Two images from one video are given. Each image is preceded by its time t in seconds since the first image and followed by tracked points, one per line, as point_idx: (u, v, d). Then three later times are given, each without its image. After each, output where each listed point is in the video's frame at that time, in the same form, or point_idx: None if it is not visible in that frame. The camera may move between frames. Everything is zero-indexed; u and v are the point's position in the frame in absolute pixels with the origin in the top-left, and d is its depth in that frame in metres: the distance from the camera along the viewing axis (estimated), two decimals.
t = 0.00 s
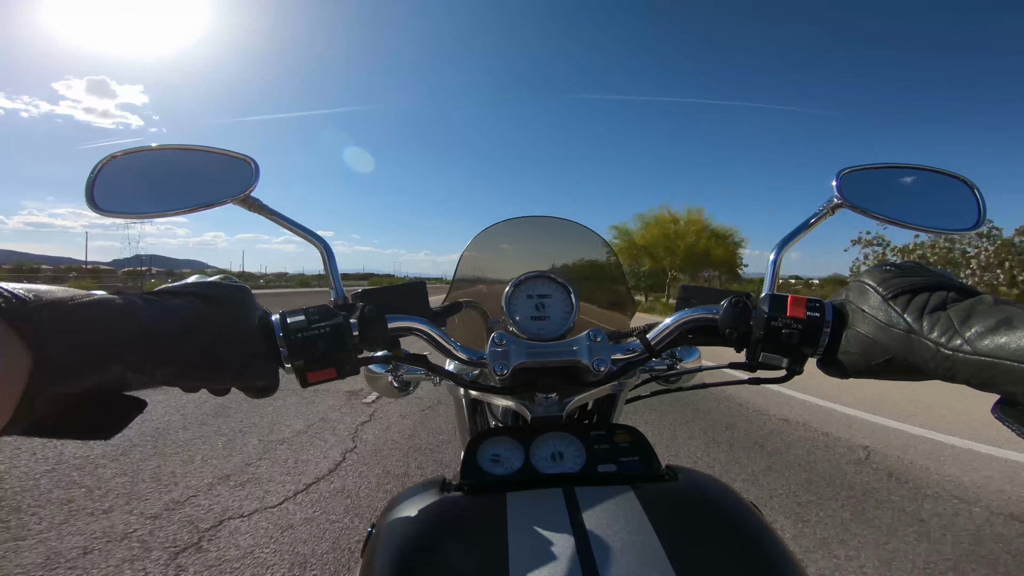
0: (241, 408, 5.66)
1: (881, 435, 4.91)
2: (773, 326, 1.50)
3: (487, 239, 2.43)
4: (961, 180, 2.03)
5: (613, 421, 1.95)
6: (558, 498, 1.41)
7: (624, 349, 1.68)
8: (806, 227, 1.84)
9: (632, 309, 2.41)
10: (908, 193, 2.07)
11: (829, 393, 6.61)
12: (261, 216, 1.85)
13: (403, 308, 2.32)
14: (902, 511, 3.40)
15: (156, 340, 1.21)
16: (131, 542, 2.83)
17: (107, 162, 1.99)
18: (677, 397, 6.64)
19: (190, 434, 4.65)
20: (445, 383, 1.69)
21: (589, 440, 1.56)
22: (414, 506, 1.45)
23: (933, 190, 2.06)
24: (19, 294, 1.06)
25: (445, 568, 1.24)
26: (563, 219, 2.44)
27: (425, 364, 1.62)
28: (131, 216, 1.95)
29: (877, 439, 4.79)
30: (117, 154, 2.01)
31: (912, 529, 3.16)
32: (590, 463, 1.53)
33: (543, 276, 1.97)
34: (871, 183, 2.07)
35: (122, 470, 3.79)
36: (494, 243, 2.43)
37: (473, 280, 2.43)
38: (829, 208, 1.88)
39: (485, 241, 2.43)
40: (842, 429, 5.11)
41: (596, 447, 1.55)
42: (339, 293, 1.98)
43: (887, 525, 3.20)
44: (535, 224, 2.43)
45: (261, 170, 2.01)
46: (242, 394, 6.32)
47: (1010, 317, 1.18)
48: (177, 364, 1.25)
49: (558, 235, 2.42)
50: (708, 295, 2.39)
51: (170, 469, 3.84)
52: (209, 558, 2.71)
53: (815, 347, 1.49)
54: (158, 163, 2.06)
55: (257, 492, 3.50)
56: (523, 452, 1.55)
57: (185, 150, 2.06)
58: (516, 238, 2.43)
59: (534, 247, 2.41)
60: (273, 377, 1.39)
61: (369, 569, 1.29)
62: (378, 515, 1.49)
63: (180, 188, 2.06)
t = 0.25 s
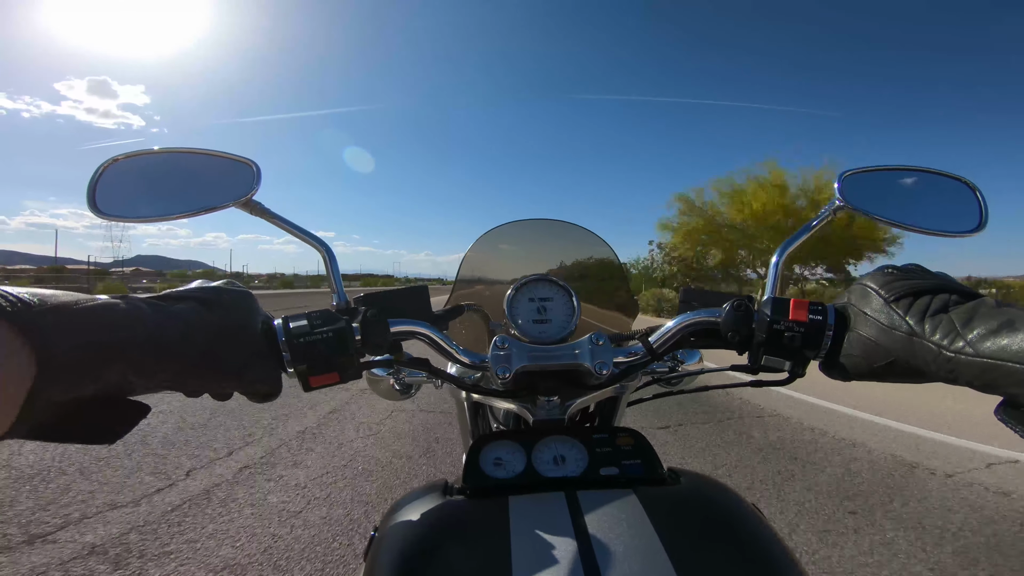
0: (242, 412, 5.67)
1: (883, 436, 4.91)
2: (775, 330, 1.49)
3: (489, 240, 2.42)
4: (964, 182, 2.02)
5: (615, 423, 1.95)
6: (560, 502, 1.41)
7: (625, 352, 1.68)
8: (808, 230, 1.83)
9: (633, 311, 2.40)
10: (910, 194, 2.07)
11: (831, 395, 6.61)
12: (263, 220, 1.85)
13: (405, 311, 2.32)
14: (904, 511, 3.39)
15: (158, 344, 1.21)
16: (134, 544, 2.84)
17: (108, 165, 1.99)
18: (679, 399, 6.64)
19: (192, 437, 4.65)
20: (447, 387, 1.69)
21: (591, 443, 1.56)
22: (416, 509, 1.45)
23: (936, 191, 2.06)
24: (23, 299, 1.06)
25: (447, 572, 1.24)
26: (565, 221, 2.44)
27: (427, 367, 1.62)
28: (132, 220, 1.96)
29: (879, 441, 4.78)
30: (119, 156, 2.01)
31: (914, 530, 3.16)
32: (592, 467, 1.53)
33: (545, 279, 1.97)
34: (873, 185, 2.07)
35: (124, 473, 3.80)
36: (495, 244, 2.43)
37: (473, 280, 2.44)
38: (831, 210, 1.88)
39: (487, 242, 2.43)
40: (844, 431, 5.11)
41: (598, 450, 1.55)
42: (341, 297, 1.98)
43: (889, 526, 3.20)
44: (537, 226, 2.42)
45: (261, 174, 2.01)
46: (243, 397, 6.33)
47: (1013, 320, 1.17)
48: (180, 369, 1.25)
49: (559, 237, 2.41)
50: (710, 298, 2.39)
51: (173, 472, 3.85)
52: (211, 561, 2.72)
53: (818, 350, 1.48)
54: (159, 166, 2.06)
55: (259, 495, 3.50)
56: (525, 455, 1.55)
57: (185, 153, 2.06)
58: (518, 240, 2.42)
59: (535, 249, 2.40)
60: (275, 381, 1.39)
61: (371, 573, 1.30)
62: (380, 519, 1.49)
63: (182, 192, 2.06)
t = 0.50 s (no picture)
0: (239, 414, 5.65)
1: (881, 438, 4.91)
2: (774, 331, 1.49)
3: (487, 241, 2.41)
4: (962, 182, 2.02)
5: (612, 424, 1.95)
6: (558, 504, 1.40)
7: (623, 353, 1.67)
8: (806, 231, 1.83)
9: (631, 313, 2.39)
10: (905, 195, 2.07)
11: (828, 397, 6.61)
12: (258, 220, 1.84)
13: (402, 313, 2.31)
14: (902, 513, 3.40)
15: (151, 346, 1.20)
16: (130, 547, 2.83)
17: (103, 165, 1.98)
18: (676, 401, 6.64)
19: (188, 440, 4.64)
20: (444, 388, 1.68)
21: (589, 445, 1.55)
22: (412, 511, 1.44)
23: (934, 191, 2.06)
24: (14, 300, 1.05)
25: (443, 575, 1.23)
26: (563, 223, 2.43)
27: (424, 369, 1.61)
28: (126, 220, 1.95)
29: (876, 442, 4.79)
30: (114, 156, 2.00)
31: (911, 531, 3.16)
32: (590, 469, 1.52)
33: (542, 280, 1.96)
34: (869, 186, 2.07)
35: (120, 475, 3.79)
36: (493, 245, 2.42)
37: (473, 283, 2.42)
38: (828, 211, 1.88)
39: (485, 243, 2.42)
40: (842, 432, 5.11)
41: (596, 452, 1.54)
42: (337, 298, 1.97)
43: (886, 527, 3.20)
44: (535, 227, 2.42)
45: (257, 174, 2.00)
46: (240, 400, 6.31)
47: (1011, 322, 1.17)
48: (174, 370, 1.24)
49: (557, 238, 2.41)
50: (708, 300, 2.38)
51: (169, 475, 3.84)
52: (207, 563, 2.71)
53: (815, 352, 1.48)
54: (155, 166, 2.05)
55: (256, 498, 3.49)
56: (522, 457, 1.54)
57: (181, 153, 2.05)
58: (516, 240, 2.42)
59: (534, 250, 2.39)
60: (270, 383, 1.38)
61: None
62: (376, 521, 1.48)
63: (177, 192, 2.05)
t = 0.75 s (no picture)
0: (237, 414, 5.65)
1: (879, 440, 4.91)
2: (771, 334, 1.49)
3: (487, 242, 2.42)
4: (960, 186, 2.03)
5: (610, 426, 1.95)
6: (555, 506, 1.40)
7: (621, 355, 1.68)
8: (804, 234, 1.83)
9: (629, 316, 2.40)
10: (903, 199, 2.07)
11: (827, 399, 6.62)
12: (258, 220, 1.84)
13: (401, 314, 2.31)
14: (899, 515, 3.40)
15: (150, 346, 1.20)
16: (128, 546, 2.83)
17: (103, 165, 1.98)
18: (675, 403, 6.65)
19: (186, 439, 4.63)
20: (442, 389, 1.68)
21: (586, 447, 1.56)
22: (409, 512, 1.44)
23: (932, 195, 2.06)
24: (14, 299, 1.05)
25: None
26: (563, 225, 2.44)
27: (422, 370, 1.61)
28: (126, 220, 1.95)
29: (874, 444, 4.79)
30: (114, 156, 2.00)
31: (908, 533, 3.16)
32: (587, 470, 1.52)
33: (541, 282, 1.96)
34: (869, 188, 2.07)
35: (118, 475, 3.79)
36: (493, 247, 2.43)
37: (472, 285, 2.42)
38: (827, 214, 1.88)
39: (485, 245, 2.42)
40: (840, 434, 5.11)
41: (593, 454, 1.55)
42: (336, 299, 1.97)
43: (883, 529, 3.21)
44: (535, 229, 2.43)
45: (257, 175, 2.00)
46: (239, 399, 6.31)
47: (1008, 327, 1.18)
48: (173, 370, 1.25)
49: (557, 240, 2.42)
50: (706, 302, 2.39)
51: (167, 474, 3.84)
52: (205, 563, 2.71)
53: (813, 355, 1.48)
54: (154, 167, 2.05)
55: (254, 498, 3.49)
56: (520, 458, 1.55)
57: (181, 153, 2.05)
58: (516, 243, 2.43)
59: (533, 252, 2.40)
60: (268, 383, 1.39)
61: None
62: (373, 522, 1.49)
63: (177, 192, 2.05)
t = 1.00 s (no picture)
0: (236, 410, 5.64)
1: (878, 438, 4.91)
2: (770, 331, 1.49)
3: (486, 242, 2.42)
4: (959, 184, 2.03)
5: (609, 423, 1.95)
6: (553, 503, 1.40)
7: (620, 352, 1.68)
8: (802, 231, 1.83)
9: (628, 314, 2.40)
10: (902, 197, 2.07)
11: (826, 397, 6.62)
12: (257, 216, 1.84)
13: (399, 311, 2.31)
14: (897, 512, 3.40)
15: (148, 340, 1.20)
16: (126, 542, 2.82)
17: (103, 161, 1.97)
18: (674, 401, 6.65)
19: (185, 436, 4.63)
20: (440, 386, 1.67)
21: (585, 443, 1.55)
22: (407, 509, 1.44)
23: (931, 193, 2.06)
24: (12, 291, 1.05)
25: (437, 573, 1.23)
26: (561, 222, 2.44)
27: (420, 366, 1.61)
28: (126, 216, 1.95)
29: (873, 442, 4.79)
30: (113, 151, 1.99)
31: (906, 530, 3.16)
32: (585, 468, 1.52)
33: (540, 279, 1.96)
34: (868, 186, 2.07)
35: (117, 470, 3.78)
36: (492, 247, 2.43)
37: (470, 283, 2.42)
38: (825, 212, 1.88)
39: (484, 244, 2.42)
40: (839, 431, 5.11)
41: (591, 451, 1.54)
42: (335, 295, 1.96)
43: (881, 526, 3.21)
44: (533, 227, 2.43)
45: (257, 172, 2.00)
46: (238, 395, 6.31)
47: (1007, 322, 1.17)
48: (171, 365, 1.24)
49: (556, 238, 2.41)
50: (705, 300, 2.39)
51: (166, 470, 3.83)
52: (204, 558, 2.72)
53: (811, 352, 1.48)
54: (154, 162, 2.05)
55: (253, 494, 3.49)
56: (518, 455, 1.54)
57: (181, 149, 2.04)
58: (515, 241, 2.43)
59: (532, 250, 2.40)
60: (265, 379, 1.38)
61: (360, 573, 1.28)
62: (370, 519, 1.48)
63: (176, 188, 2.05)
